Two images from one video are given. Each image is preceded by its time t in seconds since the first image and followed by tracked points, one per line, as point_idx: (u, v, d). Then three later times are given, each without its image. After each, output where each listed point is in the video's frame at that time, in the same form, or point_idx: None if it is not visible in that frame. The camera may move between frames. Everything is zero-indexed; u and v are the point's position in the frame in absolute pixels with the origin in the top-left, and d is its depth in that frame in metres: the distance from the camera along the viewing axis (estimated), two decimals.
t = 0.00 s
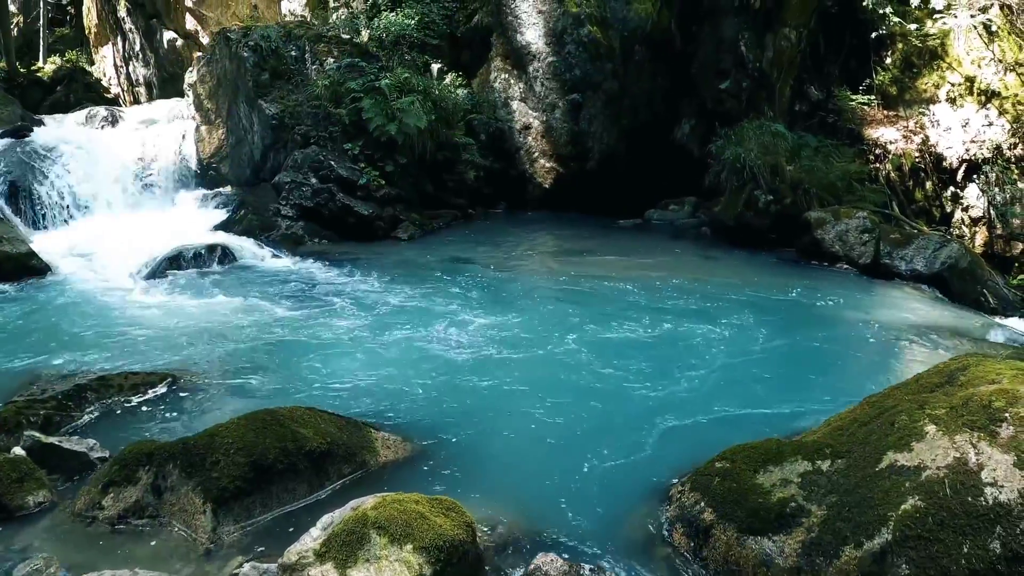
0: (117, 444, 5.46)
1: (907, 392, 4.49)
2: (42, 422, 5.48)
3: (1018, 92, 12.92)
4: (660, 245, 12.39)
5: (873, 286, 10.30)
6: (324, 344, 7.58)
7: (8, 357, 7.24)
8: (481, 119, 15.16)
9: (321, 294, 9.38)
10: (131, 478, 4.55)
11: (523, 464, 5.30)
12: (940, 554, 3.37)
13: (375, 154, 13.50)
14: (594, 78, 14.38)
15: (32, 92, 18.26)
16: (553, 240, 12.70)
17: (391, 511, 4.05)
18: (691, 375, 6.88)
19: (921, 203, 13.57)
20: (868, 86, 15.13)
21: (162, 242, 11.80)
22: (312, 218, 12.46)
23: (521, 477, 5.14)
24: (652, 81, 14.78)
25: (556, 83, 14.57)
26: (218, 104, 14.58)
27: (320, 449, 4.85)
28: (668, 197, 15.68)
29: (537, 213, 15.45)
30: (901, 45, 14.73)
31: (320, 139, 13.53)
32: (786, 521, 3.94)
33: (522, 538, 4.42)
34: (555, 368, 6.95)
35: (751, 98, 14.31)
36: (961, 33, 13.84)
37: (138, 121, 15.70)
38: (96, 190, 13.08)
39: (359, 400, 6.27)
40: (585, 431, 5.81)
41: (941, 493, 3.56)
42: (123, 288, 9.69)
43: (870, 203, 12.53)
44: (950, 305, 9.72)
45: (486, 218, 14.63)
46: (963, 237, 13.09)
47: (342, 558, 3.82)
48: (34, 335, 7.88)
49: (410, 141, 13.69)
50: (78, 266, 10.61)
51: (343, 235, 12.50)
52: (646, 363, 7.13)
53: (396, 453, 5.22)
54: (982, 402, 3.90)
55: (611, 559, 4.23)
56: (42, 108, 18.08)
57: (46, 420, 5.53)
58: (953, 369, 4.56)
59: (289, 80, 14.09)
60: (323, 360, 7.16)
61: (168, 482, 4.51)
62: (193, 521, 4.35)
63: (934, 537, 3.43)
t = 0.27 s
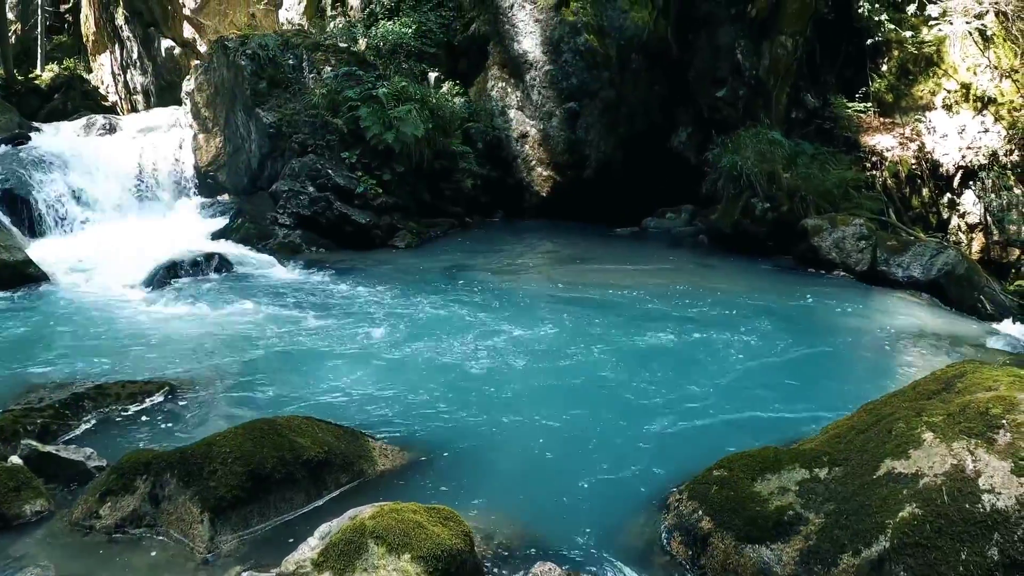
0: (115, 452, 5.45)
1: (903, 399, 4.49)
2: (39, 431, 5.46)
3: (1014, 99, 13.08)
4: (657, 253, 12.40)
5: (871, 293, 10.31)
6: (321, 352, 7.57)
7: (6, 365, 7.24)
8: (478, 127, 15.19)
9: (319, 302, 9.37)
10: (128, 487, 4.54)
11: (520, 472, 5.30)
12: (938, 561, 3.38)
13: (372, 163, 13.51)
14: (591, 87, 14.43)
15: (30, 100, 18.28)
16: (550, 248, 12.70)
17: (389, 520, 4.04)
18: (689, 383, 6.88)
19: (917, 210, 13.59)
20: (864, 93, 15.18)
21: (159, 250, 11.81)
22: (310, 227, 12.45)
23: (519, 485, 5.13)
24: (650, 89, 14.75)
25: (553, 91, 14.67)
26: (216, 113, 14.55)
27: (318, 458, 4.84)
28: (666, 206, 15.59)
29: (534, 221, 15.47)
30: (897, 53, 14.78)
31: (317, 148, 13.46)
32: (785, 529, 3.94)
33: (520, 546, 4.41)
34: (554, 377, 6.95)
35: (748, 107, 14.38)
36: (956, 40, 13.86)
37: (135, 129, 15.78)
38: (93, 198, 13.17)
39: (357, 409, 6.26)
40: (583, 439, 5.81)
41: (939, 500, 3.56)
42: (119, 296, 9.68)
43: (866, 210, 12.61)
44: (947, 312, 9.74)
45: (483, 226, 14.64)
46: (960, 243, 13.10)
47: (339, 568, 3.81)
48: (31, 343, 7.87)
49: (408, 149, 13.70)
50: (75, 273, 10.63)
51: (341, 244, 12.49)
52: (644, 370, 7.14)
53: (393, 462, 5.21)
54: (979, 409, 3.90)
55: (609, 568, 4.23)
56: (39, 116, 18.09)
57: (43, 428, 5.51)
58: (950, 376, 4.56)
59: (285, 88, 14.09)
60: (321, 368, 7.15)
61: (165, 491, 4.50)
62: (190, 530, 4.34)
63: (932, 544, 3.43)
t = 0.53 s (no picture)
0: (112, 461, 5.43)
1: (901, 407, 4.51)
2: (36, 439, 5.44)
3: (1010, 105, 13.08)
4: (655, 261, 12.40)
5: (868, 300, 10.33)
6: (319, 360, 7.58)
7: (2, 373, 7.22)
8: (475, 135, 15.21)
9: (317, 311, 9.37)
10: (126, 496, 4.53)
11: (519, 481, 5.30)
12: (936, 568, 3.37)
13: (369, 171, 13.51)
14: (588, 95, 14.43)
15: (27, 108, 18.29)
16: (548, 257, 12.70)
17: (387, 530, 4.03)
18: (686, 391, 6.89)
19: (914, 216, 13.64)
20: (860, 100, 15.21)
21: (157, 258, 11.79)
22: (307, 235, 12.46)
23: (516, 494, 5.12)
24: (645, 97, 14.91)
25: (550, 100, 14.61)
26: (214, 120, 14.60)
27: (316, 468, 4.83)
28: (662, 213, 15.96)
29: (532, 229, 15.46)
30: (893, 60, 14.88)
31: (315, 156, 13.43)
32: (783, 537, 3.94)
33: (518, 555, 4.41)
34: (551, 385, 6.96)
35: (745, 115, 14.63)
36: (952, 47, 13.94)
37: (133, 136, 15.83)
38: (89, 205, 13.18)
39: (356, 418, 6.25)
40: (580, 447, 5.81)
41: (936, 506, 3.56)
42: (114, 304, 9.64)
43: (863, 217, 12.65)
44: (945, 318, 9.76)
45: (480, 235, 14.64)
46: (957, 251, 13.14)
47: None
48: (28, 351, 7.85)
49: (405, 158, 13.69)
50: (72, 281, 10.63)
51: (339, 253, 12.50)
52: (642, 378, 7.15)
53: (391, 471, 5.21)
54: (976, 416, 3.92)
55: None
56: (36, 123, 18.09)
57: (40, 437, 5.49)
58: (947, 383, 4.57)
59: (283, 96, 14.12)
60: (319, 377, 7.14)
61: (163, 500, 4.49)
62: (188, 539, 4.33)
63: (930, 551, 3.43)
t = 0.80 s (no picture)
0: (109, 471, 5.42)
1: (898, 414, 4.51)
2: (33, 449, 5.43)
3: (1006, 112, 13.27)
4: (651, 270, 12.42)
5: (865, 308, 10.37)
6: (316, 369, 7.59)
7: None
8: (472, 145, 15.24)
9: (312, 321, 9.32)
10: (122, 506, 4.51)
11: (517, 490, 5.30)
12: None
13: (366, 181, 13.58)
14: (584, 104, 14.47)
15: (24, 116, 18.32)
16: (545, 266, 12.71)
17: (385, 540, 4.01)
18: (682, 399, 6.90)
19: (911, 224, 13.68)
20: (856, 109, 15.27)
21: (153, 267, 11.79)
22: (305, 244, 12.48)
23: (514, 504, 5.11)
24: (642, 106, 14.96)
25: (547, 109, 14.64)
26: (213, 130, 14.18)
27: (313, 478, 4.81)
28: (658, 222, 15.92)
29: (528, 238, 15.50)
30: (889, 68, 14.97)
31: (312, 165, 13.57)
32: (780, 546, 3.94)
33: (516, 565, 4.40)
34: (548, 394, 6.95)
35: (741, 123, 14.74)
36: (947, 55, 14.07)
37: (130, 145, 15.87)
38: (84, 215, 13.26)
39: (351, 429, 6.22)
40: (577, 456, 5.81)
41: (933, 515, 3.56)
42: (111, 313, 9.65)
43: (859, 225, 12.72)
44: (941, 326, 9.79)
45: (477, 244, 14.65)
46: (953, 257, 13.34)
47: None
48: (25, 360, 7.84)
49: (402, 167, 13.71)
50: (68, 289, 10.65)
51: (336, 262, 12.50)
52: (639, 387, 7.16)
53: (388, 482, 5.19)
54: (972, 424, 3.92)
55: None
56: (33, 132, 18.13)
57: (37, 446, 5.47)
58: (943, 391, 4.57)
59: (281, 105, 14.29)
60: (315, 387, 7.13)
61: (160, 510, 4.47)
62: (185, 550, 4.31)
63: (927, 559, 3.43)
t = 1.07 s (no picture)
0: (106, 478, 5.40)
1: (896, 421, 4.51)
2: (31, 456, 5.41)
3: (1002, 118, 13.10)
4: (649, 277, 12.43)
5: (862, 314, 10.39)
6: (315, 376, 7.59)
7: None
8: (470, 152, 15.30)
9: (308, 329, 9.30)
10: (120, 513, 4.49)
11: (515, 497, 5.30)
12: None
13: (363, 188, 13.57)
14: (581, 112, 14.51)
15: (22, 123, 18.25)
16: (543, 273, 12.71)
17: (383, 548, 4.00)
18: (680, 406, 6.91)
19: (908, 230, 13.91)
20: (852, 115, 15.35)
21: (151, 274, 11.79)
22: (302, 251, 12.44)
23: (513, 511, 5.11)
24: (639, 113, 15.01)
25: (545, 117, 14.66)
26: (211, 136, 14.62)
27: (311, 486, 4.80)
28: (656, 229, 15.93)
29: (526, 246, 15.50)
30: (886, 74, 14.89)
31: (310, 172, 13.49)
32: (778, 552, 3.95)
33: (514, 572, 4.39)
34: (546, 401, 6.95)
35: (738, 130, 14.78)
36: (943, 61, 13.97)
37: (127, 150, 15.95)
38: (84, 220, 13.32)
39: (350, 437, 6.20)
40: (576, 463, 5.81)
41: (931, 521, 3.56)
42: (109, 320, 9.66)
43: (857, 231, 12.76)
44: (939, 331, 9.81)
45: (475, 251, 14.64)
46: (951, 262, 13.39)
47: None
48: (22, 367, 7.82)
49: (399, 174, 13.71)
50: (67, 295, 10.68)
51: (334, 269, 12.48)
52: (638, 394, 7.16)
53: (386, 489, 5.18)
54: (970, 430, 3.93)
55: None
56: (31, 138, 18.16)
57: (34, 454, 5.45)
58: (940, 398, 4.58)
59: (278, 113, 14.16)
60: (313, 395, 7.11)
61: (157, 518, 4.46)
62: (183, 558, 4.31)
63: (925, 566, 3.43)
